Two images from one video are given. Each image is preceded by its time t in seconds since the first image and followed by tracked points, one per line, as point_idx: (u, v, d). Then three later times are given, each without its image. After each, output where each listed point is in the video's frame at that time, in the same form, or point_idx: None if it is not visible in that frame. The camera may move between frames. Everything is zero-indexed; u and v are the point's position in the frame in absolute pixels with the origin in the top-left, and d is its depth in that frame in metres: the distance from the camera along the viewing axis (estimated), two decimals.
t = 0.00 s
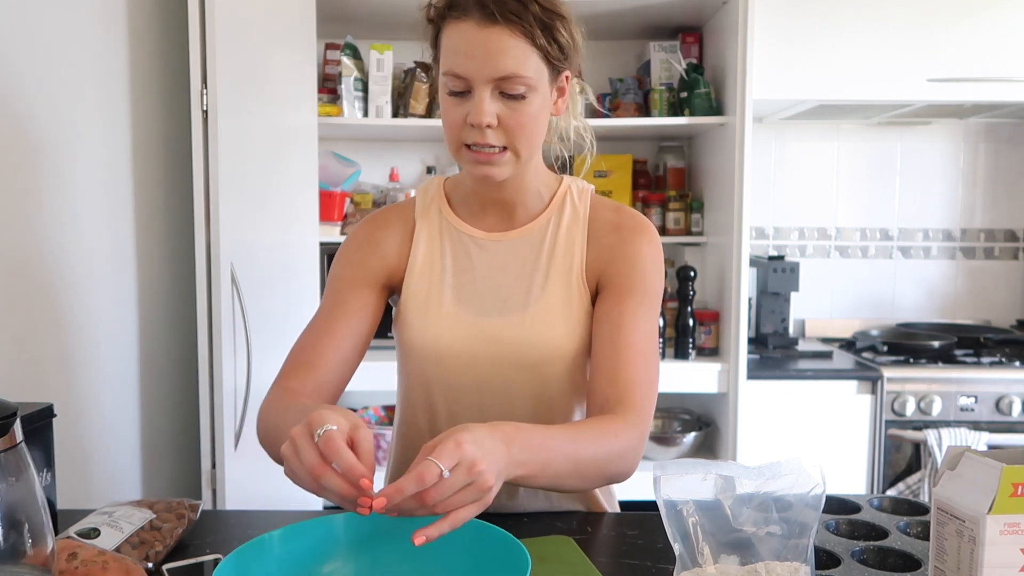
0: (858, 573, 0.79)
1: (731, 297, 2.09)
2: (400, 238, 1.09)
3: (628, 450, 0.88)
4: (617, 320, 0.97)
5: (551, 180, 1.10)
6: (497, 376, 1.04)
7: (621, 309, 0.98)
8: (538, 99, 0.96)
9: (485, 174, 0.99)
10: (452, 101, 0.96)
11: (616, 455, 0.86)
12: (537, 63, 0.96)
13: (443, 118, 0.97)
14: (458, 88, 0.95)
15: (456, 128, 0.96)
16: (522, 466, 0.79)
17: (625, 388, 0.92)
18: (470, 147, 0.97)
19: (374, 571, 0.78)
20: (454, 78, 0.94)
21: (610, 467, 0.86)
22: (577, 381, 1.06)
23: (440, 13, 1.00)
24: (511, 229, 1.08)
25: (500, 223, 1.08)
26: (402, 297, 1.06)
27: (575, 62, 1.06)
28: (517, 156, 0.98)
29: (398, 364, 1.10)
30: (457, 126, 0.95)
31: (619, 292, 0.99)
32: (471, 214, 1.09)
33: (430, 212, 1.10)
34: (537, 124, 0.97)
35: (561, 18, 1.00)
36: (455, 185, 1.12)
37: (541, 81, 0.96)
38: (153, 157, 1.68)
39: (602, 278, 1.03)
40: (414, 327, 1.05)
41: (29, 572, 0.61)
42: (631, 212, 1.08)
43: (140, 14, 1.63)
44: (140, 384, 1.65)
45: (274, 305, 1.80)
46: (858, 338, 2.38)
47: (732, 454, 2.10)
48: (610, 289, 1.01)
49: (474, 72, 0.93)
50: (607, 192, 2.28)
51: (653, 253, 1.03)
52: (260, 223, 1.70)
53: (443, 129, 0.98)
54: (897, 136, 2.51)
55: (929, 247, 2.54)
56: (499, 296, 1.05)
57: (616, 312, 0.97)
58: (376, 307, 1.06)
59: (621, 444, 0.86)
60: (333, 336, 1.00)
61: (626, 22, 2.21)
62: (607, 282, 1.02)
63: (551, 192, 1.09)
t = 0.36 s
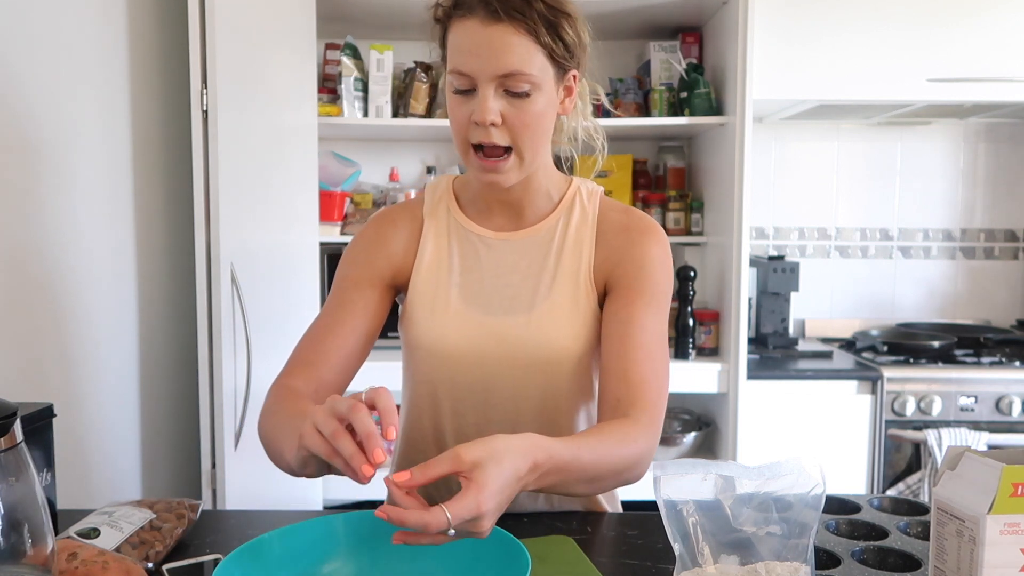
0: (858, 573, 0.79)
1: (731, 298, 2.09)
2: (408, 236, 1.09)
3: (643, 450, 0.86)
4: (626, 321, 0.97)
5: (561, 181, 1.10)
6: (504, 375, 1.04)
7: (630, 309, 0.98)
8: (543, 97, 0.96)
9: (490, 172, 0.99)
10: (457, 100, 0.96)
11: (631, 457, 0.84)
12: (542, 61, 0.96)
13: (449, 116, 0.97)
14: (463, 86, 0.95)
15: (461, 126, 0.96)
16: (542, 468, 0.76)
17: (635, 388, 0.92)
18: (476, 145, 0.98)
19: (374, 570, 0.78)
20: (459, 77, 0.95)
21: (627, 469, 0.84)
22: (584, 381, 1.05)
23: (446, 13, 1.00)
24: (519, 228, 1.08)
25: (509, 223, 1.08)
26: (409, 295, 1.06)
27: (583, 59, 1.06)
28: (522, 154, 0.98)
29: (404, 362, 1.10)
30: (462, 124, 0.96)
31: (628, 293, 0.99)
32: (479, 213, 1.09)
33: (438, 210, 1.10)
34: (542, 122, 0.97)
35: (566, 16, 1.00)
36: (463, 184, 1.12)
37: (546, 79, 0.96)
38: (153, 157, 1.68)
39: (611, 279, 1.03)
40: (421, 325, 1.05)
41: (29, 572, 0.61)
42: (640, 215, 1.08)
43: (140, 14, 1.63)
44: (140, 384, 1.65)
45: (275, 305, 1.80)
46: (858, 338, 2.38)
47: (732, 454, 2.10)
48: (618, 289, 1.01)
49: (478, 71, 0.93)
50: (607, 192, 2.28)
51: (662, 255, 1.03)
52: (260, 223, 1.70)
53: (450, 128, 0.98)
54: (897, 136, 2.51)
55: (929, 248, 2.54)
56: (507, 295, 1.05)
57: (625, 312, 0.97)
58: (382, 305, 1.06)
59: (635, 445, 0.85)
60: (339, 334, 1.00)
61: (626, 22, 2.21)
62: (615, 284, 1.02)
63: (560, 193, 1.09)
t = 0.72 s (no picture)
0: (858, 573, 0.79)
1: (731, 298, 2.09)
2: (410, 234, 1.09)
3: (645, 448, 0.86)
4: (628, 319, 0.97)
5: (563, 180, 1.10)
6: (505, 373, 1.04)
7: (632, 308, 0.98)
8: (546, 97, 0.97)
9: (494, 173, 0.99)
10: (461, 101, 0.96)
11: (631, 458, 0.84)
12: (545, 62, 0.96)
13: (452, 117, 0.98)
14: (466, 87, 0.95)
15: (465, 128, 0.96)
16: (549, 484, 0.75)
17: (637, 387, 0.92)
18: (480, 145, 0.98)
19: (374, 570, 0.78)
20: (462, 78, 0.95)
21: (629, 469, 0.84)
22: (585, 380, 1.05)
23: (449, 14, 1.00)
24: (521, 227, 1.08)
25: (511, 222, 1.08)
26: (411, 293, 1.06)
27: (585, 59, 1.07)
28: (525, 155, 0.98)
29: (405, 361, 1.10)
30: (465, 125, 0.96)
31: (630, 291, 0.99)
32: (481, 212, 1.09)
33: (440, 209, 1.10)
34: (545, 122, 0.97)
35: (569, 17, 1.00)
36: (466, 183, 1.12)
37: (549, 79, 0.97)
38: (153, 158, 1.68)
39: (613, 278, 1.03)
40: (423, 324, 1.05)
41: (29, 572, 0.61)
42: (642, 214, 1.07)
43: (140, 14, 1.63)
44: (140, 383, 1.65)
45: (275, 305, 1.80)
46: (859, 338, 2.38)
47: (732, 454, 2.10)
48: (620, 288, 1.01)
49: (480, 72, 0.94)
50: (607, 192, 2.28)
51: (664, 254, 1.03)
52: (260, 223, 1.70)
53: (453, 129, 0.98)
54: (897, 135, 2.51)
55: (929, 248, 2.54)
56: (508, 292, 1.05)
57: (627, 311, 0.98)
58: (384, 304, 1.06)
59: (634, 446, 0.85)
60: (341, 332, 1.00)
61: (626, 22, 2.21)
62: (617, 283, 1.02)
63: (562, 193, 1.09)
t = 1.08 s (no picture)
0: (858, 572, 0.79)
1: (731, 298, 2.09)
2: (413, 230, 1.11)
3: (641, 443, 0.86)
4: (627, 318, 0.97)
5: (566, 180, 1.10)
6: (503, 368, 1.04)
7: (629, 306, 0.98)
8: (552, 94, 0.97)
9: (498, 168, 0.99)
10: (467, 96, 0.96)
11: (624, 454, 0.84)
12: (551, 60, 0.96)
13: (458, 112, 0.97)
14: (473, 83, 0.95)
15: (471, 123, 0.96)
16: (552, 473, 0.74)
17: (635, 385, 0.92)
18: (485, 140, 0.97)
19: (374, 570, 0.77)
20: (469, 73, 0.95)
21: (628, 465, 0.84)
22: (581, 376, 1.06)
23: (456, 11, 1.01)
24: (522, 223, 1.08)
25: (512, 218, 1.09)
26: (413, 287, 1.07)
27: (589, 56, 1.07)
28: (530, 150, 0.98)
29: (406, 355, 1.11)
30: (471, 120, 0.96)
31: (630, 290, 0.99)
32: (483, 207, 1.10)
33: (445, 205, 1.11)
34: (550, 119, 0.98)
35: (575, 16, 1.00)
36: (471, 179, 1.13)
37: (555, 77, 0.97)
38: (153, 158, 1.68)
39: (612, 277, 1.03)
40: (422, 316, 1.06)
41: (29, 572, 0.61)
42: (643, 216, 1.07)
43: (140, 14, 1.63)
44: (140, 383, 1.65)
45: (275, 306, 1.80)
46: (859, 338, 2.39)
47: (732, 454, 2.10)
48: (619, 287, 1.01)
49: (488, 67, 0.93)
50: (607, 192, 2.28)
51: (664, 256, 1.02)
52: (260, 223, 1.70)
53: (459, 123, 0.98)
54: (897, 135, 2.51)
55: (929, 248, 2.54)
56: (507, 286, 1.05)
57: (626, 309, 0.98)
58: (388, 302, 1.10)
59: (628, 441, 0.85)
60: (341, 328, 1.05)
61: (626, 22, 2.21)
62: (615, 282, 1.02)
63: (564, 191, 1.09)
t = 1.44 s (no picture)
0: (858, 572, 0.79)
1: (731, 298, 2.09)
2: (416, 229, 1.12)
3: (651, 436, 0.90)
4: (629, 320, 0.97)
5: (562, 175, 1.10)
6: (500, 362, 1.04)
7: (628, 309, 0.99)
8: (542, 88, 0.97)
9: (492, 163, 0.99)
10: (460, 93, 0.97)
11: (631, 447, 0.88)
12: (541, 54, 0.97)
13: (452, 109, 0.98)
14: (465, 80, 0.96)
15: (464, 119, 0.96)
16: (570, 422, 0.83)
17: (637, 385, 0.94)
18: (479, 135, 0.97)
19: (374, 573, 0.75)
20: (461, 70, 0.96)
21: (636, 456, 0.89)
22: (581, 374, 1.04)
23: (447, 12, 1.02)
24: (520, 218, 1.08)
25: (510, 214, 1.09)
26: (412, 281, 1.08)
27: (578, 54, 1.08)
28: (523, 144, 0.98)
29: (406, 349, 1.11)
30: (464, 116, 0.96)
31: (629, 289, 1.00)
32: (482, 204, 1.10)
33: (445, 202, 1.12)
34: (541, 112, 0.98)
35: (563, 12, 1.01)
36: (471, 178, 1.13)
37: (545, 71, 0.97)
38: (153, 158, 1.68)
39: (609, 277, 1.03)
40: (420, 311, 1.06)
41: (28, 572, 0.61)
42: (639, 211, 1.06)
43: (140, 14, 1.63)
44: (140, 383, 1.65)
45: (275, 306, 1.80)
46: (859, 338, 2.39)
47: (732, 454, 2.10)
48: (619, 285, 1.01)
49: (479, 62, 0.94)
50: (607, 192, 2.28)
51: (660, 252, 1.02)
52: (260, 223, 1.70)
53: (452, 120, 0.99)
54: (897, 135, 2.51)
55: (929, 248, 2.54)
56: (505, 280, 1.05)
57: (627, 312, 0.98)
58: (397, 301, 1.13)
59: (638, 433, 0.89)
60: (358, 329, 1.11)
61: (626, 22, 2.21)
62: (614, 280, 1.02)
63: (561, 187, 1.09)
